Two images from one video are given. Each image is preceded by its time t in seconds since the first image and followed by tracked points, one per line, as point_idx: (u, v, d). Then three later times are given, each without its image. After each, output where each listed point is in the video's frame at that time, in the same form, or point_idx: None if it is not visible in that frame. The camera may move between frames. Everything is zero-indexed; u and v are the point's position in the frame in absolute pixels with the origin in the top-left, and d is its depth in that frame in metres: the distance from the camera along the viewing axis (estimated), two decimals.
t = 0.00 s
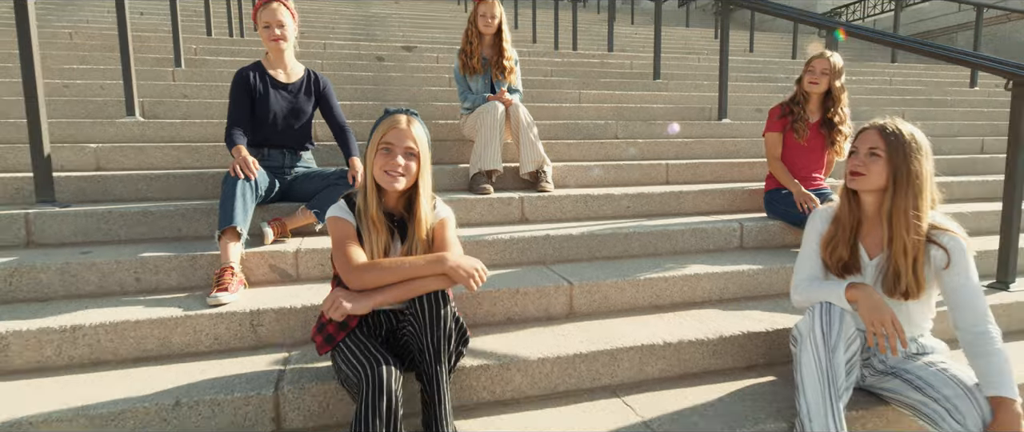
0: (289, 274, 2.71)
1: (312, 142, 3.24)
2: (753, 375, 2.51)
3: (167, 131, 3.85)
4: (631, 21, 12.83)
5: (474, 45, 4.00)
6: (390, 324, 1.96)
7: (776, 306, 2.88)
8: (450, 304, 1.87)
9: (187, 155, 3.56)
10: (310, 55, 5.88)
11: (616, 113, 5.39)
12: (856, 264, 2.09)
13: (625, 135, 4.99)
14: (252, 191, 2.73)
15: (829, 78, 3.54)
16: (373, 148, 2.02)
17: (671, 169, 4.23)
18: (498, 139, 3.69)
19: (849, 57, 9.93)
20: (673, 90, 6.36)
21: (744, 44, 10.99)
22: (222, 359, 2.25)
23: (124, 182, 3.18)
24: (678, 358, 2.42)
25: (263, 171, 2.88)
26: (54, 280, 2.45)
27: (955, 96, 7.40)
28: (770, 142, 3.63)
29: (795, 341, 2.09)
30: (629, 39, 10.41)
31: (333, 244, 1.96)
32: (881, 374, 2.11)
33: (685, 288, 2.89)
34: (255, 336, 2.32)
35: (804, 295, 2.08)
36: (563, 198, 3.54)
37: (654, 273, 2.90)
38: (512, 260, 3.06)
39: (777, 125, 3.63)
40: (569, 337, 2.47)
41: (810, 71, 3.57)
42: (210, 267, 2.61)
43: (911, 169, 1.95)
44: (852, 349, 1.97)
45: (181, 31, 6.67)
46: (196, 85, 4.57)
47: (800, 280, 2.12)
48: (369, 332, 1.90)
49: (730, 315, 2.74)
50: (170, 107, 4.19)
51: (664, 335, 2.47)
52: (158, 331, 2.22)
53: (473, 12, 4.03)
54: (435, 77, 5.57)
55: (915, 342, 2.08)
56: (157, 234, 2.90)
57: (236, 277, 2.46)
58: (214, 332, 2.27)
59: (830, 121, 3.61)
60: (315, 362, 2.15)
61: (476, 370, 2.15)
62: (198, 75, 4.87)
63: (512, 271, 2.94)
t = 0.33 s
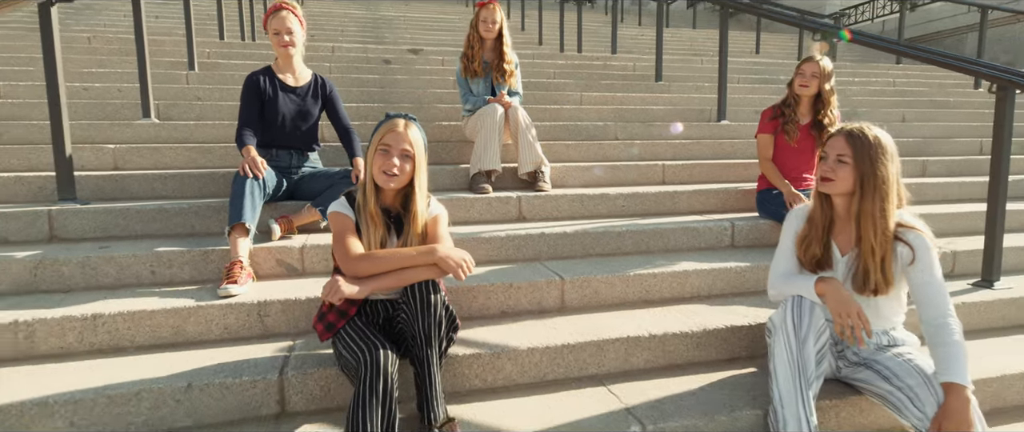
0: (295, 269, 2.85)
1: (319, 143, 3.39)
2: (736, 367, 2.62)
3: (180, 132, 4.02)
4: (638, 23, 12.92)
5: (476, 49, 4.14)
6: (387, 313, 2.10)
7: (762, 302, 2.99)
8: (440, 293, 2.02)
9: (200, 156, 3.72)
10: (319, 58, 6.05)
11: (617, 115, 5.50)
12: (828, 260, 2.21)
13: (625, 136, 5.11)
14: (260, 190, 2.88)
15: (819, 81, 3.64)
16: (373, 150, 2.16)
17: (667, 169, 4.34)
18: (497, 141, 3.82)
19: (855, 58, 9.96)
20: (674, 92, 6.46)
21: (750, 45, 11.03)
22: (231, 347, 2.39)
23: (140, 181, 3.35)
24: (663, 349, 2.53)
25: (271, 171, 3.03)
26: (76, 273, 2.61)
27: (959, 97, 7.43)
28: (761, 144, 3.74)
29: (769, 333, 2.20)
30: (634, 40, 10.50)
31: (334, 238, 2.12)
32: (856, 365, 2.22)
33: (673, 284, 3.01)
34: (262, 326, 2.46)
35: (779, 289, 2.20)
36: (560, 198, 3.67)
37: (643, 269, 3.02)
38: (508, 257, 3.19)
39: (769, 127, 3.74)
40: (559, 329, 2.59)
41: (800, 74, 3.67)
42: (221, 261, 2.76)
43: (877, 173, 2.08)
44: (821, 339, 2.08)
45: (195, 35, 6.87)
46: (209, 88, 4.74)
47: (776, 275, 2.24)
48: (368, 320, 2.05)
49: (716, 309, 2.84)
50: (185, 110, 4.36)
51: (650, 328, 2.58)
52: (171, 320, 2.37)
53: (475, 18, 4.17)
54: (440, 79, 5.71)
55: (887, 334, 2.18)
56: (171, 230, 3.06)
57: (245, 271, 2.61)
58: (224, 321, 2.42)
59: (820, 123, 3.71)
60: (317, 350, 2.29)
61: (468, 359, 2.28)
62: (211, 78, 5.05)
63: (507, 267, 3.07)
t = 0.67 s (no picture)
0: (303, 264, 3.01)
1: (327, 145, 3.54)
2: (722, 358, 2.73)
3: (196, 135, 4.20)
4: (646, 25, 13.01)
5: (480, 54, 4.29)
6: (386, 304, 2.25)
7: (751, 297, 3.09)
8: (435, 284, 2.16)
9: (214, 157, 3.90)
10: (329, 62, 6.23)
11: (618, 117, 5.62)
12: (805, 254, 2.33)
13: (625, 138, 5.23)
14: (270, 189, 3.04)
15: (811, 83, 3.72)
16: (376, 150, 2.31)
17: (665, 170, 4.46)
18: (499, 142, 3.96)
19: (862, 59, 9.99)
20: (677, 94, 6.56)
21: (758, 45, 11.07)
22: (242, 336, 2.55)
23: (159, 181, 3.53)
24: (651, 341, 2.65)
25: (281, 171, 3.19)
26: (99, 267, 2.79)
27: (964, 97, 7.45)
28: (756, 145, 3.84)
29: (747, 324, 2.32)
30: (641, 42, 10.60)
31: (338, 230, 2.27)
32: (833, 356, 2.33)
33: (665, 280, 3.12)
34: (272, 317, 2.62)
35: (757, 282, 2.31)
36: (558, 197, 3.80)
37: (636, 266, 3.14)
38: (506, 254, 3.32)
39: (762, 128, 3.84)
40: (552, 321, 2.72)
41: (793, 77, 3.76)
42: (234, 256, 2.93)
43: (851, 171, 2.18)
44: (795, 330, 2.21)
45: (211, 41, 7.09)
46: (223, 92, 4.94)
47: (756, 269, 2.36)
48: (369, 310, 2.20)
49: (705, 304, 2.96)
50: (200, 113, 4.55)
51: (639, 321, 2.70)
52: (188, 310, 2.54)
53: (479, 23, 4.31)
54: (447, 82, 5.87)
55: (863, 327, 2.29)
56: (187, 227, 3.23)
57: (255, 265, 2.76)
58: (236, 312, 2.58)
59: (813, 125, 3.80)
60: (323, 339, 2.44)
61: (464, 348, 2.42)
62: (225, 82, 5.24)
63: (505, 263, 3.20)
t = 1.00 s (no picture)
0: (310, 259, 3.16)
1: (332, 146, 3.70)
2: (708, 349, 2.86)
3: (208, 137, 4.38)
4: (651, 26, 13.10)
5: (481, 58, 4.43)
6: (387, 295, 2.40)
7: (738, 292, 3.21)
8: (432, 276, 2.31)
9: (226, 159, 4.08)
10: (337, 66, 6.40)
11: (618, 118, 5.74)
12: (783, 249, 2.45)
13: (624, 139, 5.35)
14: (278, 188, 3.20)
15: (801, 86, 3.83)
16: (380, 150, 2.45)
17: (661, 170, 4.59)
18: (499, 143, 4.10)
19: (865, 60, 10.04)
20: (677, 95, 6.68)
21: (763, 46, 11.14)
22: (252, 326, 2.71)
23: (174, 181, 3.70)
24: (639, 332, 2.78)
25: (289, 171, 3.35)
26: (118, 261, 2.96)
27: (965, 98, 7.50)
28: (748, 145, 3.96)
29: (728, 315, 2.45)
30: (645, 44, 10.71)
31: (343, 225, 2.43)
32: (811, 345, 2.45)
33: (655, 275, 3.25)
34: (280, 308, 2.77)
35: (738, 274, 2.44)
36: (555, 196, 3.94)
37: (628, 261, 3.27)
38: (504, 250, 3.47)
39: (754, 129, 3.96)
40: (545, 313, 2.85)
41: (783, 79, 3.87)
42: (244, 252, 3.09)
43: (825, 170, 2.29)
44: (771, 320, 2.33)
45: (222, 45, 7.30)
46: (234, 96, 5.12)
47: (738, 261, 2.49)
48: (370, 301, 2.34)
49: (693, 298, 3.08)
50: (212, 116, 4.74)
51: (628, 313, 2.84)
52: (202, 302, 2.70)
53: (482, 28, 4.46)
54: (451, 85, 6.02)
55: (839, 318, 2.41)
56: (201, 225, 3.40)
57: (265, 260, 2.93)
58: (247, 304, 2.74)
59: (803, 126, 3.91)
60: (328, 329, 2.59)
61: (460, 338, 2.56)
62: (236, 86, 5.42)
63: (502, 259, 3.34)
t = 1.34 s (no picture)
0: (319, 254, 3.32)
1: (341, 147, 3.87)
2: (696, 340, 2.99)
3: (223, 138, 4.57)
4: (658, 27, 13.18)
5: (485, 61, 4.58)
6: (391, 285, 2.56)
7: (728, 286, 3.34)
8: (434, 268, 2.46)
9: (240, 159, 4.26)
10: (346, 68, 6.59)
11: (619, 119, 5.88)
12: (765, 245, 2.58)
13: (624, 139, 5.49)
14: (289, 186, 3.37)
15: (793, 87, 3.96)
16: (384, 151, 2.58)
17: (659, 169, 4.72)
18: (501, 144, 4.25)
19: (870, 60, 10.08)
20: (679, 96, 6.80)
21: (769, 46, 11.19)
22: (265, 315, 2.88)
23: (191, 181, 3.90)
24: (630, 324, 2.92)
25: (299, 171, 3.52)
26: (140, 255, 3.15)
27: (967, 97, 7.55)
28: (742, 145, 4.09)
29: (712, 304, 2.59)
30: (650, 45, 10.82)
31: (352, 220, 2.59)
32: (792, 336, 2.59)
33: (648, 270, 3.39)
34: (291, 299, 2.94)
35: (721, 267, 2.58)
36: (554, 195, 4.09)
37: (622, 257, 3.41)
38: (504, 246, 3.61)
39: (748, 130, 4.08)
40: (541, 305, 3.00)
41: (776, 81, 3.99)
42: (258, 247, 3.27)
43: (801, 171, 2.43)
44: (751, 310, 2.47)
45: (235, 49, 7.51)
46: (247, 98, 5.31)
47: (723, 256, 2.63)
48: (375, 291, 2.50)
49: (684, 292, 3.22)
50: (227, 118, 4.93)
51: (620, 305, 2.98)
52: (218, 293, 2.88)
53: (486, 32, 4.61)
54: (456, 87, 6.18)
55: (819, 309, 2.53)
56: (216, 221, 3.59)
57: (276, 255, 3.10)
58: (260, 295, 2.92)
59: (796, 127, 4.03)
60: (335, 318, 2.76)
61: (460, 327, 2.72)
62: (249, 88, 5.62)
63: (501, 254, 3.49)
